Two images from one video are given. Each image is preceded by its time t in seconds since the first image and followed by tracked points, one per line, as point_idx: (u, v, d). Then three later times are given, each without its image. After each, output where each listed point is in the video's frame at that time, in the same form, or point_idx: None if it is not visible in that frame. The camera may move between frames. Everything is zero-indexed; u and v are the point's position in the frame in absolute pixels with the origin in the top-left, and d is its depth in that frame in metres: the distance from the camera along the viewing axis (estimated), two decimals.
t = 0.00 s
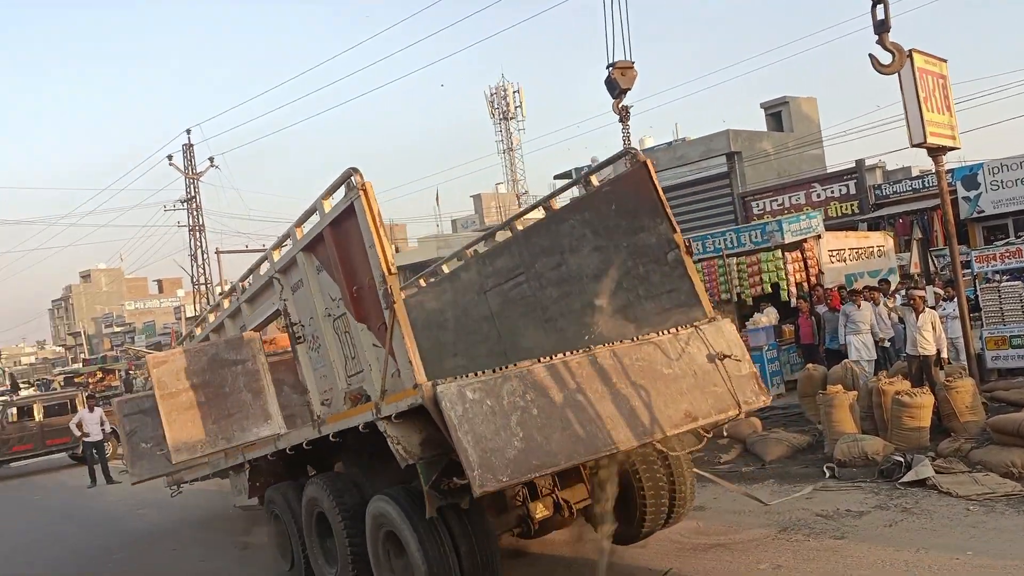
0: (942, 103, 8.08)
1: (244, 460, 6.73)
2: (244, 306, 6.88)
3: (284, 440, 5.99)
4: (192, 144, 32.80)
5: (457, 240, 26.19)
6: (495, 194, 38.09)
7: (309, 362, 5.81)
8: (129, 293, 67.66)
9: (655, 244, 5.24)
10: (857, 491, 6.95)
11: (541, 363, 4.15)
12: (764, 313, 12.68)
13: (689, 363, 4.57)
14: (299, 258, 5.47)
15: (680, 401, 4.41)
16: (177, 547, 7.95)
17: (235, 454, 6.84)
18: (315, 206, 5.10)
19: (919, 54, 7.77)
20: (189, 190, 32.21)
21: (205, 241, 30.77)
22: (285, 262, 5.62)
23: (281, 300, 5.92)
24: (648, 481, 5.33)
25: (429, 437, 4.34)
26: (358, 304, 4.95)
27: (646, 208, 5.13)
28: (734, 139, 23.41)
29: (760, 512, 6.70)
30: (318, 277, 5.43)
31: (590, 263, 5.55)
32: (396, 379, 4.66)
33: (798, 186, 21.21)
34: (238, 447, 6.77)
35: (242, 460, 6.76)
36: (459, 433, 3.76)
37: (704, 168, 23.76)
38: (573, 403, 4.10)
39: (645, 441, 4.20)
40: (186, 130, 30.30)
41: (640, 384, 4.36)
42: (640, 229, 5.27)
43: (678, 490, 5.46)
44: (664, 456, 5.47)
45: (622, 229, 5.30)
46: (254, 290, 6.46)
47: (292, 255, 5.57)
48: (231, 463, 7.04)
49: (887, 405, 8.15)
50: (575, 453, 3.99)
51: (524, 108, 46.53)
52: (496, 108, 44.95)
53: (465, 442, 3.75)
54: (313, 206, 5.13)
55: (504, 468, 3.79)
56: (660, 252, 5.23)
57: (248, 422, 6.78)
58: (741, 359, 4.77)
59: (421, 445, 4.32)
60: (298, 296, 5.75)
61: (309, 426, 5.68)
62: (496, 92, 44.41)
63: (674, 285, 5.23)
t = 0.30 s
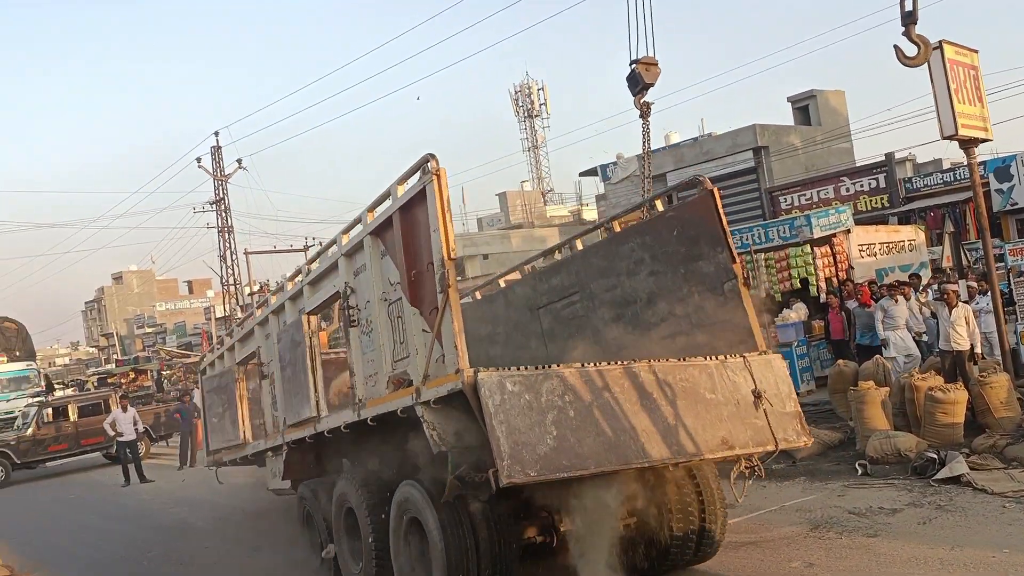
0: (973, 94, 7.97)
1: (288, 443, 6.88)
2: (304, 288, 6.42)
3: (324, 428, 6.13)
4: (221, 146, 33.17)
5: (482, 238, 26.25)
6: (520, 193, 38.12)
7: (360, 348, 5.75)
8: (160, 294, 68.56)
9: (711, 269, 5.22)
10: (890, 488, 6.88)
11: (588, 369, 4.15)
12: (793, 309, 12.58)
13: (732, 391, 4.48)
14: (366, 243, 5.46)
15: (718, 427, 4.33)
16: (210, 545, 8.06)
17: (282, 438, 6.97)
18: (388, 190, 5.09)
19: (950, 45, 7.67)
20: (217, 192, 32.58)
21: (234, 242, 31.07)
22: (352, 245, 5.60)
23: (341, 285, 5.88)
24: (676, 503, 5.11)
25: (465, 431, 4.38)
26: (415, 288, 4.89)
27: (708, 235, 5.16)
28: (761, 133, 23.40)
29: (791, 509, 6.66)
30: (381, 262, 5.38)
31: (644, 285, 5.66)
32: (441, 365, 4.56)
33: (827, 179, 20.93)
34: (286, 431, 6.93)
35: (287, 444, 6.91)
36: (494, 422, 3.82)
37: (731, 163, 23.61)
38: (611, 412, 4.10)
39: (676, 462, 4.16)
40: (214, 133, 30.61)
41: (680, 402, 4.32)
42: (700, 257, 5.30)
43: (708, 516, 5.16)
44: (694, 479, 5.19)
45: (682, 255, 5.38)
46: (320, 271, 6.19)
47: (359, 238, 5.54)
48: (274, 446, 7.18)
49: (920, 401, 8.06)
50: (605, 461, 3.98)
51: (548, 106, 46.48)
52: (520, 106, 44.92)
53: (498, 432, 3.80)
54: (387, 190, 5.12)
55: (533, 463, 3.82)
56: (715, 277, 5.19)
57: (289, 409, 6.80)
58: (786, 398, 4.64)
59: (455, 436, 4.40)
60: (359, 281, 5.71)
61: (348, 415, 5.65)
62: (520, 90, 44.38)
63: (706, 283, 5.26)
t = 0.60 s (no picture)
0: (980, 102, 7.95)
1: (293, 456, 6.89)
2: (303, 301, 6.47)
3: (329, 440, 6.15)
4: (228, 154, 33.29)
5: (490, 246, 26.27)
6: (527, 200, 38.13)
7: (360, 360, 5.76)
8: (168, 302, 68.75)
9: (712, 274, 5.22)
10: (898, 497, 6.84)
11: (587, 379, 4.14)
12: (800, 317, 12.56)
13: (736, 400, 4.46)
14: (362, 256, 5.48)
15: (722, 436, 4.32)
16: (217, 553, 8.06)
17: (287, 449, 6.99)
18: (382, 204, 5.11)
19: (956, 53, 7.65)
20: (225, 200, 32.69)
21: (242, 250, 31.17)
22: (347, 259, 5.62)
23: (338, 298, 5.90)
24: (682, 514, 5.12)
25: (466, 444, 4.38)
26: (411, 301, 4.90)
27: (708, 240, 5.17)
28: (767, 141, 23.28)
29: (799, 518, 6.64)
30: (377, 276, 5.39)
31: (646, 291, 5.67)
32: (440, 379, 4.55)
33: (834, 187, 20.86)
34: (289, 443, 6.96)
35: (292, 456, 6.91)
36: (494, 437, 3.81)
37: (738, 171, 23.60)
38: (612, 423, 4.09)
39: (681, 471, 4.15)
40: (223, 141, 30.74)
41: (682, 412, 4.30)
42: (702, 261, 5.30)
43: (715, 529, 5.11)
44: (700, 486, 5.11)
45: (683, 260, 5.37)
46: (315, 285, 6.27)
47: (354, 252, 5.56)
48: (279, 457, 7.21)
49: (928, 410, 8.04)
50: (607, 473, 3.97)
51: (555, 114, 46.54)
52: (527, 114, 45.02)
53: (497, 447, 3.80)
54: (380, 204, 5.14)
55: (534, 477, 3.82)
56: (717, 281, 5.19)
57: (294, 420, 6.81)
58: (791, 405, 4.61)
59: (456, 449, 4.40)
60: (356, 294, 5.73)
61: (352, 428, 5.67)
62: (527, 98, 44.44)
63: (708, 288, 5.27)
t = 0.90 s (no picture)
0: (979, 104, 7.97)
1: (290, 459, 6.90)
2: (302, 303, 6.48)
3: (327, 441, 6.14)
4: (228, 156, 33.28)
5: (489, 248, 26.27)
6: (527, 203, 38.12)
7: (361, 360, 5.75)
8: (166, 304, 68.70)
9: (711, 273, 5.23)
10: (897, 499, 6.84)
11: (589, 374, 4.14)
12: (799, 319, 12.57)
13: (736, 395, 4.46)
14: (363, 255, 5.48)
15: (724, 431, 4.32)
16: (214, 555, 8.04)
17: (284, 452, 7.00)
18: (383, 203, 5.12)
19: (956, 55, 7.67)
20: (224, 202, 32.68)
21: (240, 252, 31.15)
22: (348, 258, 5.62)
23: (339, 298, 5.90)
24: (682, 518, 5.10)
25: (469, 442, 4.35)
26: (413, 300, 4.90)
27: (707, 240, 5.18)
28: (767, 143, 23.30)
29: (799, 520, 6.63)
30: (378, 275, 5.40)
31: (645, 291, 5.67)
32: (442, 376, 4.55)
33: (833, 189, 20.91)
34: (287, 446, 6.93)
35: (289, 459, 6.92)
36: (499, 431, 3.80)
37: (737, 173, 23.60)
38: (614, 419, 4.08)
39: (684, 466, 4.15)
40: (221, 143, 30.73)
41: (683, 407, 4.31)
42: (700, 260, 5.31)
43: (714, 532, 5.07)
44: (699, 485, 5.08)
45: (682, 259, 5.38)
46: (315, 286, 6.27)
47: (355, 251, 5.56)
48: (276, 461, 7.24)
49: (927, 411, 8.05)
50: (611, 467, 3.97)
51: (554, 116, 46.58)
52: (526, 116, 45.02)
53: (503, 441, 3.79)
54: (381, 203, 5.15)
55: (539, 471, 3.82)
56: (716, 281, 5.20)
57: (292, 423, 6.80)
58: (791, 400, 4.62)
59: (459, 447, 4.38)
60: (357, 294, 5.73)
61: (353, 428, 5.66)
62: (526, 100, 44.44)
63: (706, 287, 5.27)
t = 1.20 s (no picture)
0: (978, 108, 7.99)
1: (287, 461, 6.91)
2: (298, 306, 6.51)
3: (326, 442, 6.13)
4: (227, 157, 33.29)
5: (487, 250, 26.28)
6: (526, 205, 38.17)
7: (360, 361, 5.75)
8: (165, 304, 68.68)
9: (707, 273, 5.24)
10: (895, 502, 6.84)
11: (586, 371, 4.16)
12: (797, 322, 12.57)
13: (734, 391, 4.47)
14: (362, 255, 5.48)
15: (722, 426, 4.33)
16: (209, 557, 8.02)
17: (281, 456, 7.02)
18: (383, 203, 5.12)
19: (954, 58, 7.70)
20: (223, 203, 32.69)
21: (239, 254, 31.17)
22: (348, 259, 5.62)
23: (337, 299, 5.90)
24: (682, 517, 5.12)
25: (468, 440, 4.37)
26: (414, 299, 4.91)
27: (703, 240, 5.19)
28: (766, 146, 23.39)
29: (797, 523, 6.63)
30: (378, 275, 5.40)
31: (640, 291, 5.67)
32: (444, 375, 4.56)
33: (833, 193, 20.96)
34: (284, 449, 6.95)
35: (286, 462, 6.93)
36: (501, 427, 3.80)
37: (737, 175, 23.65)
38: (613, 417, 4.08)
39: (683, 464, 4.16)
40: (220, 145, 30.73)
41: (682, 404, 4.31)
42: (696, 260, 5.32)
43: (712, 537, 5.15)
44: (698, 486, 5.21)
45: (678, 259, 5.39)
46: (313, 288, 6.26)
47: (354, 252, 5.57)
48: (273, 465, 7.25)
49: (926, 415, 8.04)
50: (613, 462, 3.97)
51: (554, 118, 46.63)
52: (525, 118, 45.04)
53: (505, 437, 3.79)
54: (381, 203, 5.15)
55: (542, 467, 3.82)
56: (712, 281, 5.21)
57: (289, 427, 6.79)
58: (787, 396, 4.64)
59: (460, 444, 4.39)
60: (356, 294, 5.73)
61: (352, 428, 5.65)
62: (526, 102, 44.45)
63: (702, 288, 5.28)
